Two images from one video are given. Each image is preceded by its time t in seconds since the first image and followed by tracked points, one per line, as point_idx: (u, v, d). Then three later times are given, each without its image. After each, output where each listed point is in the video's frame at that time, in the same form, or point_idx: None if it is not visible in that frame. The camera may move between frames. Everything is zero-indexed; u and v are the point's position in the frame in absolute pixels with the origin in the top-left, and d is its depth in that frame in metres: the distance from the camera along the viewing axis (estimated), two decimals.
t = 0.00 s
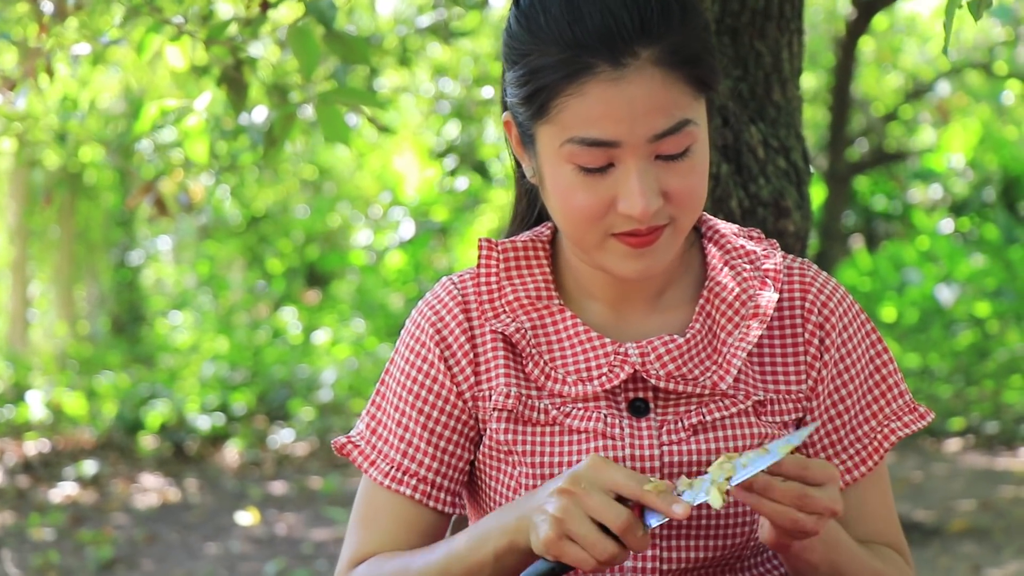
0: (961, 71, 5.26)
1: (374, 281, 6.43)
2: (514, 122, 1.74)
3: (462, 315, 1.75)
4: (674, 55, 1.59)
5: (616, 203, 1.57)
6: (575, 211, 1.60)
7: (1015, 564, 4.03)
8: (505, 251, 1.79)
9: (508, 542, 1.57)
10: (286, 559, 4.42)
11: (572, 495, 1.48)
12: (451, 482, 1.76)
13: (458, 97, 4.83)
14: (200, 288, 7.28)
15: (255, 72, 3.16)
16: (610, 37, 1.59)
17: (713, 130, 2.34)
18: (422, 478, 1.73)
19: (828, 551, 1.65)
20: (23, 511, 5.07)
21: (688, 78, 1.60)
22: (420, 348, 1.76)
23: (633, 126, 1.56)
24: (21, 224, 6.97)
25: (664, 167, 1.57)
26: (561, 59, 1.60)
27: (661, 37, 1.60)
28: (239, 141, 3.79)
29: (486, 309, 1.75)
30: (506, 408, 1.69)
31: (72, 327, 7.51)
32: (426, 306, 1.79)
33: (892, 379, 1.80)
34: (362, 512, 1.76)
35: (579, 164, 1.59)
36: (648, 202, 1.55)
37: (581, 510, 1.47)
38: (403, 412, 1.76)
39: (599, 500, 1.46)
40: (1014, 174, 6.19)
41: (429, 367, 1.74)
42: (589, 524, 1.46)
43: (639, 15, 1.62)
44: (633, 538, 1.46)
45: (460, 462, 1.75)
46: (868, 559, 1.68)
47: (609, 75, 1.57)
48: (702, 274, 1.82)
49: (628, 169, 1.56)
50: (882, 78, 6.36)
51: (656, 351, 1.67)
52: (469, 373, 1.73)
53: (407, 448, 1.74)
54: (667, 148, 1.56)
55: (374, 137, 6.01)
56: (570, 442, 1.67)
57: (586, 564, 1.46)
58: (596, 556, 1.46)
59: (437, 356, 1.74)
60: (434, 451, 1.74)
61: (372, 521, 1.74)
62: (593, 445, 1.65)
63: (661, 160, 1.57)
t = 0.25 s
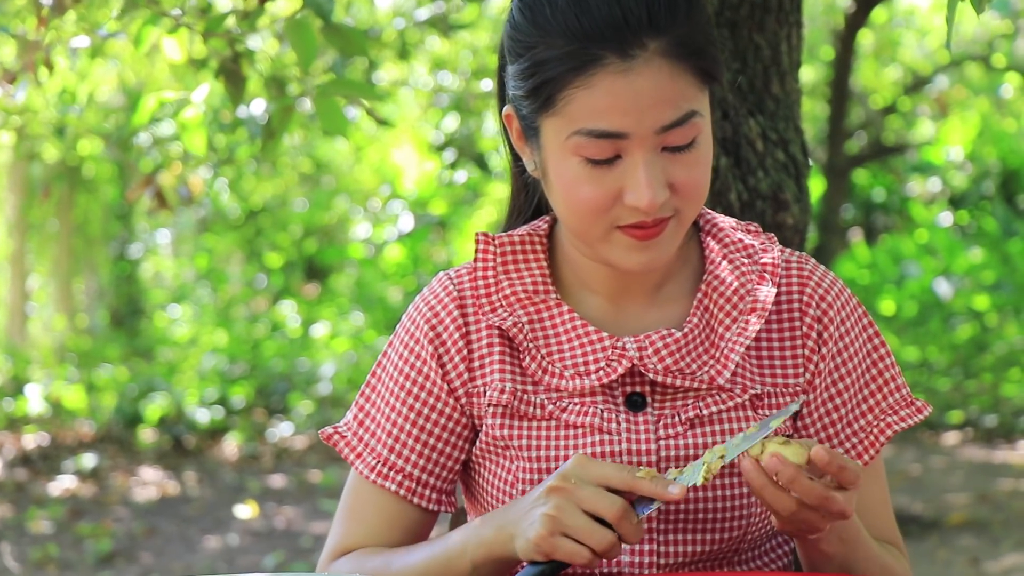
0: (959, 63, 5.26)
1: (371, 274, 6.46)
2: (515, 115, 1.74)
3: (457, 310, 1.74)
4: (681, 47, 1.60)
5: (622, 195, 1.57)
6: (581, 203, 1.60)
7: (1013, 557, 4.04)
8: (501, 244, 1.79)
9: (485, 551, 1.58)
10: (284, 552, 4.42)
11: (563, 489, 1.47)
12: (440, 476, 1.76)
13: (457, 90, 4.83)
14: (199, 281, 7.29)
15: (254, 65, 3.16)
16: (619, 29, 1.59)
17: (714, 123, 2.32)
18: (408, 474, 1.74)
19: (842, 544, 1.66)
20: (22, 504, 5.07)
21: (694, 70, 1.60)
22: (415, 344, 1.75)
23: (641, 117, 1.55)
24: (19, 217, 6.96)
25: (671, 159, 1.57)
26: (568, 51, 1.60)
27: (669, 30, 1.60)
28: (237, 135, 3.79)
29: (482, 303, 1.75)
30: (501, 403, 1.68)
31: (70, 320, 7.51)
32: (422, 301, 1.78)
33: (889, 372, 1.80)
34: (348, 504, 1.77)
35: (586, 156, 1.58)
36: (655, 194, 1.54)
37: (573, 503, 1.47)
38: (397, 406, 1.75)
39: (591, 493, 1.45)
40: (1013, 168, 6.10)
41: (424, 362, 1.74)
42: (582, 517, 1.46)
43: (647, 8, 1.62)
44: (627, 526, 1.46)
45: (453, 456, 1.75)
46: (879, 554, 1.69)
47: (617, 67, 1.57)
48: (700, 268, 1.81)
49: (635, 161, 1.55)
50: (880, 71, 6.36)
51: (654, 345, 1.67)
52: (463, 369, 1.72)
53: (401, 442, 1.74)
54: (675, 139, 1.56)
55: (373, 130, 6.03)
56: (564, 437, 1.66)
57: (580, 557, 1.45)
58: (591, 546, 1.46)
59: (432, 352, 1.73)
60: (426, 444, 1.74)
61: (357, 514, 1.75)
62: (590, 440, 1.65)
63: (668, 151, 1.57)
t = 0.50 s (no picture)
0: (959, 56, 5.26)
1: (371, 267, 6.44)
2: (514, 108, 1.73)
3: (453, 305, 1.74)
4: (682, 41, 1.59)
5: (621, 189, 1.57)
6: (579, 196, 1.60)
7: (1012, 550, 4.05)
8: (498, 238, 1.78)
9: (472, 547, 1.58)
10: (284, 545, 4.43)
11: (548, 481, 1.47)
12: (434, 470, 1.76)
13: (456, 83, 4.84)
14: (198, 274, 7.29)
15: (253, 58, 3.16)
16: (620, 23, 1.58)
17: (713, 116, 2.32)
18: (400, 467, 1.74)
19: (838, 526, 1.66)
20: (21, 497, 5.08)
21: (693, 64, 1.60)
22: (412, 338, 1.75)
23: (641, 110, 1.55)
24: (19, 210, 6.96)
25: (671, 153, 1.57)
26: (568, 44, 1.60)
27: (670, 24, 1.60)
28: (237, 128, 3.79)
29: (479, 297, 1.74)
30: (497, 397, 1.68)
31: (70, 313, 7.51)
32: (418, 296, 1.77)
33: (886, 364, 1.80)
34: (339, 495, 1.77)
35: (585, 149, 1.58)
36: (654, 187, 1.54)
37: (558, 495, 1.46)
38: (393, 400, 1.75)
39: (575, 486, 1.45)
40: (1012, 161, 6.02)
41: (420, 357, 1.73)
42: (565, 509, 1.45)
43: (648, 2, 1.62)
44: (608, 520, 1.44)
45: (449, 450, 1.75)
46: (876, 543, 1.68)
47: (618, 60, 1.56)
48: (697, 261, 1.81)
49: (635, 155, 1.55)
50: (880, 64, 6.36)
51: (651, 339, 1.66)
52: (459, 364, 1.72)
53: (397, 436, 1.74)
54: (674, 133, 1.56)
55: (372, 123, 6.03)
56: (560, 431, 1.66)
57: (559, 548, 1.45)
58: (572, 537, 1.45)
59: (429, 347, 1.73)
60: (421, 438, 1.74)
61: (348, 505, 1.76)
62: (587, 433, 1.64)
63: (668, 145, 1.57)
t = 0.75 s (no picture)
0: (959, 50, 5.25)
1: (370, 261, 6.52)
2: (510, 102, 1.73)
3: (453, 299, 1.74)
4: (676, 35, 1.59)
5: (615, 183, 1.56)
6: (575, 190, 1.59)
7: (1011, 543, 4.06)
8: (497, 233, 1.78)
9: (486, 538, 1.58)
10: (283, 538, 4.43)
11: (559, 463, 1.48)
12: (436, 464, 1.76)
13: (456, 76, 4.84)
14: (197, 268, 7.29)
15: (252, 52, 3.15)
16: (613, 17, 1.58)
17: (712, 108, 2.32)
18: (407, 462, 1.74)
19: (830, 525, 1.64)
20: (20, 490, 5.08)
21: (688, 58, 1.60)
22: (411, 332, 1.75)
23: (635, 105, 1.55)
24: (18, 204, 6.96)
25: (665, 147, 1.56)
26: (563, 39, 1.60)
27: (663, 17, 1.59)
28: (236, 122, 3.79)
29: (478, 291, 1.74)
30: (497, 391, 1.68)
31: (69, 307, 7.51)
32: (417, 290, 1.77)
33: (885, 357, 1.80)
34: (347, 492, 1.76)
35: (579, 144, 1.58)
36: (648, 182, 1.54)
37: (568, 477, 1.46)
38: (391, 395, 1.75)
39: (587, 467, 1.45)
40: (1011, 155, 6.06)
41: (419, 351, 1.73)
42: (576, 491, 1.45)
43: None
44: (618, 501, 1.44)
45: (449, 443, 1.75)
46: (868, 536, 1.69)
47: (611, 55, 1.56)
48: (696, 255, 1.81)
49: (629, 150, 1.55)
50: (879, 57, 6.35)
51: (649, 333, 1.66)
52: (459, 358, 1.72)
53: (395, 430, 1.74)
54: (668, 128, 1.56)
55: (372, 116, 6.03)
56: (561, 425, 1.66)
57: (568, 528, 1.45)
58: (581, 518, 1.45)
59: (428, 341, 1.73)
60: (421, 431, 1.74)
61: (357, 501, 1.75)
62: (585, 427, 1.64)
63: (662, 139, 1.56)
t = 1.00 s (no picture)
0: (958, 43, 5.25)
1: (369, 254, 6.51)
2: (509, 95, 1.73)
3: (453, 292, 1.74)
4: (674, 26, 1.58)
5: (614, 175, 1.56)
6: (574, 183, 1.59)
7: (1009, 536, 4.06)
8: (498, 226, 1.78)
9: (483, 526, 1.58)
10: (282, 532, 4.44)
11: (559, 454, 1.47)
12: (437, 456, 1.75)
13: (454, 69, 4.84)
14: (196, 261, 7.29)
15: (252, 45, 3.14)
16: (610, 8, 1.57)
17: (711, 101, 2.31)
18: (407, 454, 1.74)
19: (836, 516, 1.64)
20: (19, 484, 5.08)
21: (687, 50, 1.59)
22: (411, 325, 1.75)
23: (633, 97, 1.54)
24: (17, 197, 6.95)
25: (663, 139, 1.56)
26: (560, 31, 1.60)
27: (661, 9, 1.59)
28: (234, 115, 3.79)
29: (479, 284, 1.74)
30: (498, 383, 1.68)
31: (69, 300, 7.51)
32: (418, 283, 1.77)
33: (885, 350, 1.80)
34: (346, 484, 1.76)
35: (578, 136, 1.58)
36: (646, 174, 1.54)
37: (569, 467, 1.46)
38: (392, 387, 1.75)
39: (587, 458, 1.45)
40: (1011, 148, 5.98)
41: (420, 344, 1.73)
42: (576, 481, 1.45)
43: None
44: (621, 492, 1.44)
45: (450, 436, 1.75)
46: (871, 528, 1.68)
47: (608, 47, 1.56)
48: (696, 248, 1.81)
49: (627, 142, 1.55)
50: (879, 50, 6.35)
51: (650, 327, 1.66)
52: (460, 351, 1.72)
53: (396, 423, 1.74)
54: (667, 120, 1.55)
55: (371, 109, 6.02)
56: (561, 418, 1.66)
57: (571, 521, 1.45)
58: (584, 510, 1.45)
59: (428, 334, 1.73)
60: (422, 424, 1.74)
61: (355, 494, 1.75)
62: (586, 421, 1.64)
63: (661, 132, 1.56)
